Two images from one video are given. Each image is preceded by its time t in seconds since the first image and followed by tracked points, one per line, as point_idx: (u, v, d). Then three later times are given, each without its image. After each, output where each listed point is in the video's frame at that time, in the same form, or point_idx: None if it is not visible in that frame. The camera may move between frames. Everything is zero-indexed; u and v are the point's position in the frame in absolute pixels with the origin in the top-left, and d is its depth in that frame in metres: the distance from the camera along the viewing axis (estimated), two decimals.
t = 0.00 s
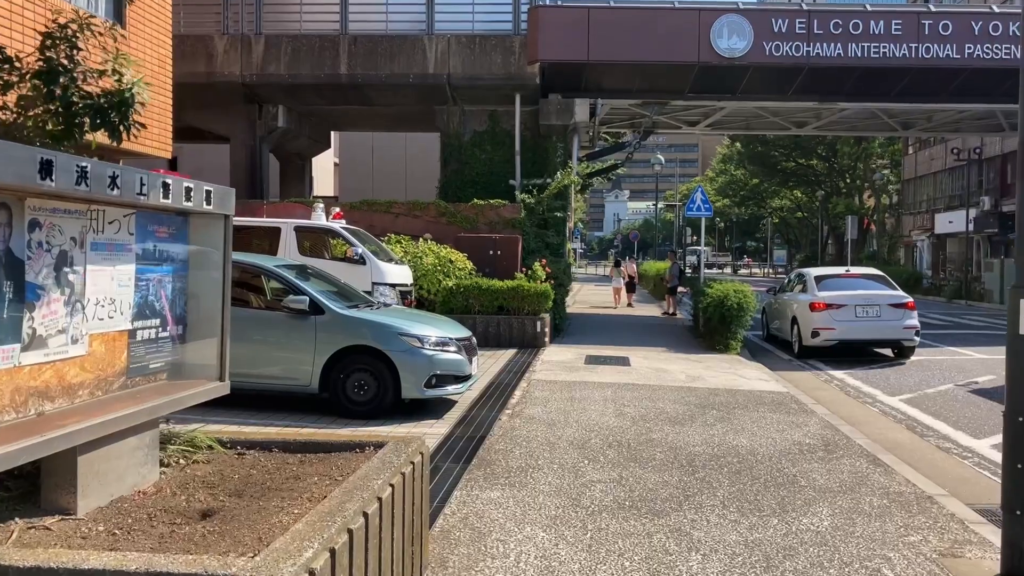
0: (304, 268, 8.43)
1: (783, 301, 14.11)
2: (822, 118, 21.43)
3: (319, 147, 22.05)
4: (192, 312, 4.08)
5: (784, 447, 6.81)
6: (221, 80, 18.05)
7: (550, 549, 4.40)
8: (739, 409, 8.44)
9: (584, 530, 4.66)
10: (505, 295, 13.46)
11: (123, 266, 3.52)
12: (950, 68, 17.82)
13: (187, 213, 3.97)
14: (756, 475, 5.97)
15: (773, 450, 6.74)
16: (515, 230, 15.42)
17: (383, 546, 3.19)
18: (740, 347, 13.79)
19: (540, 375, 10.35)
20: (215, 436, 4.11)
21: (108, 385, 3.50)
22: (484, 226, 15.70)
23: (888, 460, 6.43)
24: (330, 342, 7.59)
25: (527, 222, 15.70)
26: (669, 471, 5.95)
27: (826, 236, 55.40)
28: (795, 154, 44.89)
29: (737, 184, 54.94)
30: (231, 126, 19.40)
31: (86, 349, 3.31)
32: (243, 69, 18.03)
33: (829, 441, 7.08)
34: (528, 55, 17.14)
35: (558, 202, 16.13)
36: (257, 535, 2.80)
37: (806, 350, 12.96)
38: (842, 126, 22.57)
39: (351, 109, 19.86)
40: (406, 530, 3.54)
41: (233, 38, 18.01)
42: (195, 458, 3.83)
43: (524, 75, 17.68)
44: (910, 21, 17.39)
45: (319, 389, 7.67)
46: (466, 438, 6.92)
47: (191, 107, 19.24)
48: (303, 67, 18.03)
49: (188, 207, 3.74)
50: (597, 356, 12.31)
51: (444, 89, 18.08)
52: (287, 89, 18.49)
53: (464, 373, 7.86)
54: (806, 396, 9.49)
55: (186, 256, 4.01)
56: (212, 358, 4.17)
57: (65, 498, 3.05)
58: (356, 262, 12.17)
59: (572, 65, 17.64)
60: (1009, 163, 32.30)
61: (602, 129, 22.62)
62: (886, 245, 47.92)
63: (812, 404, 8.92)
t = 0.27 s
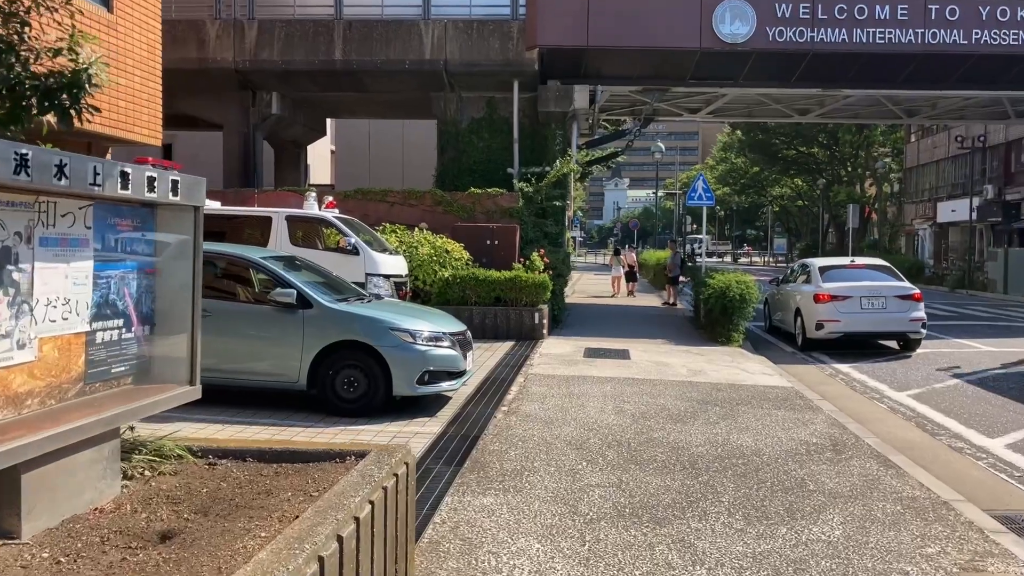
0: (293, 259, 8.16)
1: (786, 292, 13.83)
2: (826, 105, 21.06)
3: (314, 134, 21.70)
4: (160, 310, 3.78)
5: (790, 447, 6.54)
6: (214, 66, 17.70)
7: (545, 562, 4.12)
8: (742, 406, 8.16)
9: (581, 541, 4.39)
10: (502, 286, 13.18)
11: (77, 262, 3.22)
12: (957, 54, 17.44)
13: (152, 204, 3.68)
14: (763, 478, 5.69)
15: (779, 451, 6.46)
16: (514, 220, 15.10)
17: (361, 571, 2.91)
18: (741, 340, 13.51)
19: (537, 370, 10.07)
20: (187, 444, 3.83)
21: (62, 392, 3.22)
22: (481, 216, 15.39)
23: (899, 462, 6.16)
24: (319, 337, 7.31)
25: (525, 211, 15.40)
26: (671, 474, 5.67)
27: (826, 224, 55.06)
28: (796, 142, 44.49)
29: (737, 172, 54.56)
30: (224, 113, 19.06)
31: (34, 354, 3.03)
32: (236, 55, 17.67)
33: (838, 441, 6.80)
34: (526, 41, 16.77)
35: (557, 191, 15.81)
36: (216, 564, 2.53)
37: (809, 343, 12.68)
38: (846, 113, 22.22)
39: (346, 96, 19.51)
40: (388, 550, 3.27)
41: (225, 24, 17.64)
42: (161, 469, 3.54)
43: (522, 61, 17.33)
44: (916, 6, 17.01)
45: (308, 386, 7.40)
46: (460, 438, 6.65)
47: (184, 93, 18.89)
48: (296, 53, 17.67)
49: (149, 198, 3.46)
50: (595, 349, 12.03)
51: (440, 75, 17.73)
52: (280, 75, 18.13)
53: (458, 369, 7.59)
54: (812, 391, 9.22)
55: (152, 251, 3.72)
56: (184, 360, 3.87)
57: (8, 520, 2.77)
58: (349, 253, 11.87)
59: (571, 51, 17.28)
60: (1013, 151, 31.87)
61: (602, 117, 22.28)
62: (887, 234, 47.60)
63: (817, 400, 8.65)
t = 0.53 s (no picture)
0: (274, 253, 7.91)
1: (787, 284, 13.53)
2: (827, 94, 20.72)
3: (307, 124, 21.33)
4: (115, 306, 3.46)
5: (794, 448, 6.25)
6: (203, 54, 17.33)
7: None
8: (743, 403, 7.87)
9: (574, 554, 4.09)
10: (497, 278, 12.88)
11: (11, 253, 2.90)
12: (961, 41, 17.09)
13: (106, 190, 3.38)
14: (767, 482, 5.40)
15: (783, 452, 6.17)
16: (509, 211, 14.77)
17: None
18: (742, 333, 13.23)
19: (531, 365, 9.78)
20: (141, 452, 3.54)
21: None
22: (476, 206, 15.06)
23: (909, 464, 5.87)
24: (302, 332, 7.01)
25: (521, 202, 15.07)
26: (670, 478, 5.38)
27: (825, 216, 54.75)
28: (795, 133, 44.12)
29: (736, 164, 54.18)
30: (215, 102, 18.68)
31: None
32: (226, 42, 17.30)
33: (843, 441, 6.51)
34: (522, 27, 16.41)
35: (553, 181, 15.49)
36: None
37: (811, 337, 12.39)
38: (847, 102, 21.87)
39: (339, 84, 19.14)
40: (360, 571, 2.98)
41: (215, 10, 17.27)
42: (112, 481, 3.24)
43: (518, 48, 16.99)
44: None
45: (292, 383, 7.09)
46: (449, 439, 6.37)
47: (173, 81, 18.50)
48: (287, 40, 17.31)
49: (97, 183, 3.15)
50: (592, 343, 11.73)
51: (435, 63, 17.38)
52: (271, 63, 17.77)
53: (448, 365, 7.28)
54: (815, 387, 8.92)
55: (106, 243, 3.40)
56: (142, 359, 3.54)
57: None
58: (339, 244, 11.56)
59: (568, 38, 16.93)
60: (1015, 141, 31.51)
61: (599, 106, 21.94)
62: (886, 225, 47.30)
63: (821, 396, 8.36)
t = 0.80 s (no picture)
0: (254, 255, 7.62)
1: (788, 283, 13.22)
2: (826, 89, 20.39)
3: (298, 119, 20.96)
4: (57, 313, 3.35)
5: (801, 460, 5.94)
6: (191, 48, 16.96)
7: None
8: (746, 410, 7.56)
9: None
10: (491, 278, 12.56)
11: None
12: (964, 35, 16.77)
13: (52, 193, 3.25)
14: (773, 499, 5.09)
15: (788, 464, 5.86)
16: (503, 208, 14.44)
17: None
18: (741, 333, 12.91)
19: (525, 367, 9.46)
20: (88, 479, 3.27)
21: None
22: (469, 203, 14.71)
23: (922, 477, 5.56)
24: (283, 337, 6.68)
25: (515, 199, 14.74)
26: (671, 495, 5.06)
27: (823, 212, 54.44)
28: (792, 129, 43.77)
29: (733, 159, 53.83)
30: (204, 97, 18.31)
31: None
32: (215, 36, 16.93)
33: (850, 451, 6.20)
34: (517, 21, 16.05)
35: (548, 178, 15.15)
36: None
37: (812, 337, 12.08)
38: (846, 97, 21.54)
39: (330, 79, 18.77)
40: None
41: (202, 3, 16.88)
42: (52, 516, 2.94)
43: (513, 42, 16.65)
44: None
45: (272, 391, 6.77)
46: (437, 450, 6.06)
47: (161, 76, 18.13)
48: (277, 34, 16.94)
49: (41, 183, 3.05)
50: (588, 344, 11.41)
51: (428, 58, 17.03)
52: (261, 58, 17.39)
53: (437, 372, 6.96)
54: (818, 391, 8.61)
55: (48, 252, 3.27)
56: (88, 369, 3.47)
57: None
58: (327, 243, 11.23)
59: (563, 32, 16.59)
60: (1015, 136, 31.21)
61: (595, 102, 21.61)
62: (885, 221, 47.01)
63: (825, 401, 8.05)
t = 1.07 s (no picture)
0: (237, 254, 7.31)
1: (789, 283, 12.93)
2: (826, 86, 20.11)
3: (290, 116, 20.59)
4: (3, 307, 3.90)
5: (812, 470, 5.64)
6: (180, 43, 16.59)
7: None
8: (751, 416, 7.26)
9: None
10: (486, 277, 12.25)
11: None
12: (966, 31, 16.49)
13: None
14: (784, 513, 4.79)
15: (799, 474, 5.55)
16: (498, 206, 14.11)
17: None
18: (742, 334, 12.62)
19: (521, 371, 9.13)
20: (34, 503, 3.29)
21: None
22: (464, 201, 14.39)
23: (942, 489, 5.26)
24: (266, 340, 6.35)
25: (511, 197, 14.42)
26: (677, 509, 4.76)
27: (819, 211, 54.20)
28: (789, 127, 43.49)
29: (729, 158, 53.56)
30: (193, 94, 17.95)
31: None
32: (204, 31, 16.58)
33: (863, 460, 5.88)
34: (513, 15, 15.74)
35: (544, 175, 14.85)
36: None
37: (815, 338, 11.78)
38: (845, 94, 21.25)
39: (322, 75, 18.42)
40: None
41: None
42: None
43: (508, 37, 16.35)
44: None
45: (256, 397, 6.44)
46: (428, 460, 5.74)
47: (149, 72, 17.76)
48: (267, 29, 16.59)
49: None
50: (586, 346, 11.10)
51: (421, 53, 16.70)
52: (251, 53, 17.04)
53: (429, 376, 6.64)
54: (825, 395, 8.30)
55: None
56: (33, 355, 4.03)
57: None
58: (317, 241, 10.89)
59: (560, 26, 16.28)
60: (1014, 134, 30.94)
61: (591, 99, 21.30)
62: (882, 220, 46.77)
63: (833, 407, 7.74)
